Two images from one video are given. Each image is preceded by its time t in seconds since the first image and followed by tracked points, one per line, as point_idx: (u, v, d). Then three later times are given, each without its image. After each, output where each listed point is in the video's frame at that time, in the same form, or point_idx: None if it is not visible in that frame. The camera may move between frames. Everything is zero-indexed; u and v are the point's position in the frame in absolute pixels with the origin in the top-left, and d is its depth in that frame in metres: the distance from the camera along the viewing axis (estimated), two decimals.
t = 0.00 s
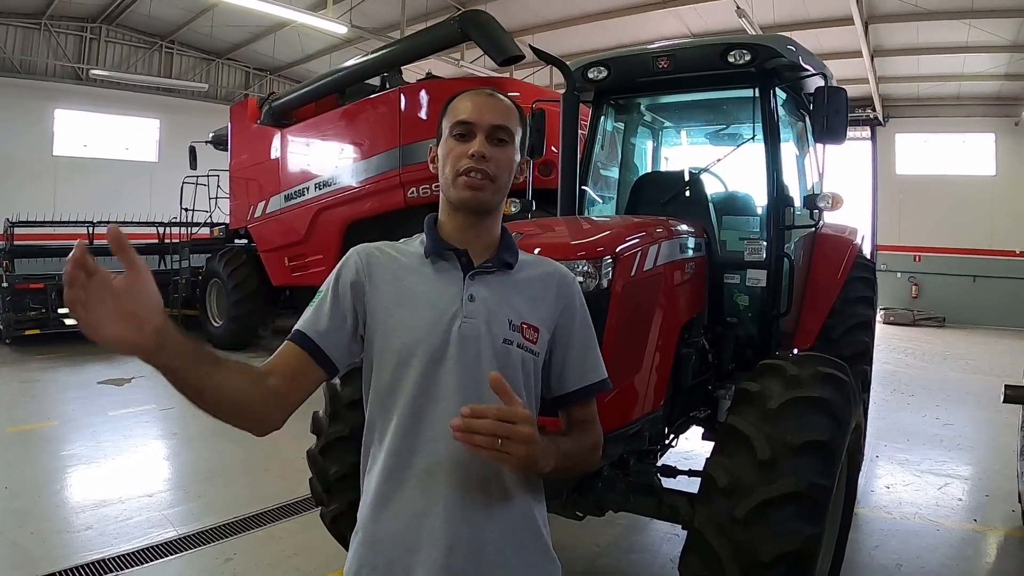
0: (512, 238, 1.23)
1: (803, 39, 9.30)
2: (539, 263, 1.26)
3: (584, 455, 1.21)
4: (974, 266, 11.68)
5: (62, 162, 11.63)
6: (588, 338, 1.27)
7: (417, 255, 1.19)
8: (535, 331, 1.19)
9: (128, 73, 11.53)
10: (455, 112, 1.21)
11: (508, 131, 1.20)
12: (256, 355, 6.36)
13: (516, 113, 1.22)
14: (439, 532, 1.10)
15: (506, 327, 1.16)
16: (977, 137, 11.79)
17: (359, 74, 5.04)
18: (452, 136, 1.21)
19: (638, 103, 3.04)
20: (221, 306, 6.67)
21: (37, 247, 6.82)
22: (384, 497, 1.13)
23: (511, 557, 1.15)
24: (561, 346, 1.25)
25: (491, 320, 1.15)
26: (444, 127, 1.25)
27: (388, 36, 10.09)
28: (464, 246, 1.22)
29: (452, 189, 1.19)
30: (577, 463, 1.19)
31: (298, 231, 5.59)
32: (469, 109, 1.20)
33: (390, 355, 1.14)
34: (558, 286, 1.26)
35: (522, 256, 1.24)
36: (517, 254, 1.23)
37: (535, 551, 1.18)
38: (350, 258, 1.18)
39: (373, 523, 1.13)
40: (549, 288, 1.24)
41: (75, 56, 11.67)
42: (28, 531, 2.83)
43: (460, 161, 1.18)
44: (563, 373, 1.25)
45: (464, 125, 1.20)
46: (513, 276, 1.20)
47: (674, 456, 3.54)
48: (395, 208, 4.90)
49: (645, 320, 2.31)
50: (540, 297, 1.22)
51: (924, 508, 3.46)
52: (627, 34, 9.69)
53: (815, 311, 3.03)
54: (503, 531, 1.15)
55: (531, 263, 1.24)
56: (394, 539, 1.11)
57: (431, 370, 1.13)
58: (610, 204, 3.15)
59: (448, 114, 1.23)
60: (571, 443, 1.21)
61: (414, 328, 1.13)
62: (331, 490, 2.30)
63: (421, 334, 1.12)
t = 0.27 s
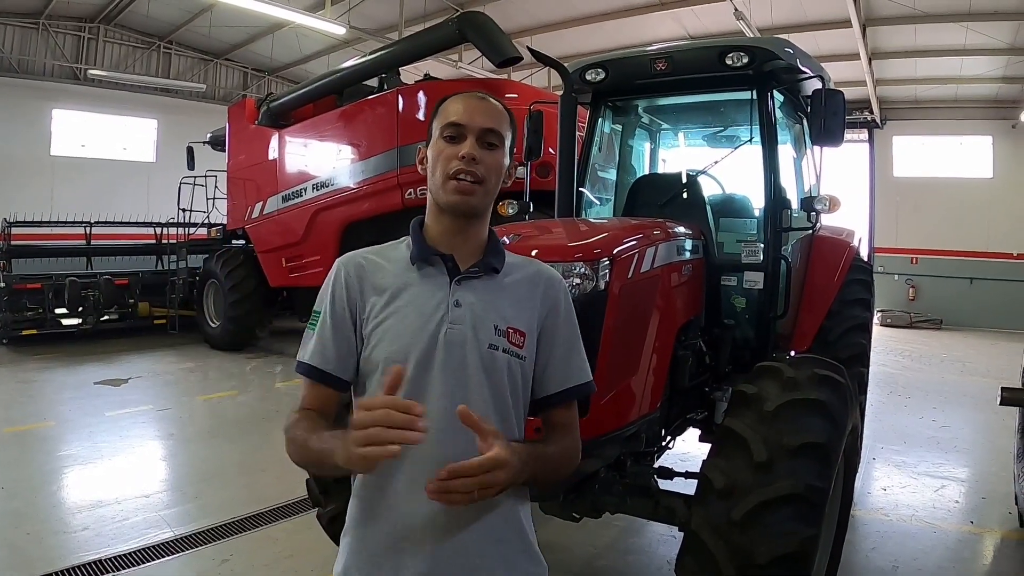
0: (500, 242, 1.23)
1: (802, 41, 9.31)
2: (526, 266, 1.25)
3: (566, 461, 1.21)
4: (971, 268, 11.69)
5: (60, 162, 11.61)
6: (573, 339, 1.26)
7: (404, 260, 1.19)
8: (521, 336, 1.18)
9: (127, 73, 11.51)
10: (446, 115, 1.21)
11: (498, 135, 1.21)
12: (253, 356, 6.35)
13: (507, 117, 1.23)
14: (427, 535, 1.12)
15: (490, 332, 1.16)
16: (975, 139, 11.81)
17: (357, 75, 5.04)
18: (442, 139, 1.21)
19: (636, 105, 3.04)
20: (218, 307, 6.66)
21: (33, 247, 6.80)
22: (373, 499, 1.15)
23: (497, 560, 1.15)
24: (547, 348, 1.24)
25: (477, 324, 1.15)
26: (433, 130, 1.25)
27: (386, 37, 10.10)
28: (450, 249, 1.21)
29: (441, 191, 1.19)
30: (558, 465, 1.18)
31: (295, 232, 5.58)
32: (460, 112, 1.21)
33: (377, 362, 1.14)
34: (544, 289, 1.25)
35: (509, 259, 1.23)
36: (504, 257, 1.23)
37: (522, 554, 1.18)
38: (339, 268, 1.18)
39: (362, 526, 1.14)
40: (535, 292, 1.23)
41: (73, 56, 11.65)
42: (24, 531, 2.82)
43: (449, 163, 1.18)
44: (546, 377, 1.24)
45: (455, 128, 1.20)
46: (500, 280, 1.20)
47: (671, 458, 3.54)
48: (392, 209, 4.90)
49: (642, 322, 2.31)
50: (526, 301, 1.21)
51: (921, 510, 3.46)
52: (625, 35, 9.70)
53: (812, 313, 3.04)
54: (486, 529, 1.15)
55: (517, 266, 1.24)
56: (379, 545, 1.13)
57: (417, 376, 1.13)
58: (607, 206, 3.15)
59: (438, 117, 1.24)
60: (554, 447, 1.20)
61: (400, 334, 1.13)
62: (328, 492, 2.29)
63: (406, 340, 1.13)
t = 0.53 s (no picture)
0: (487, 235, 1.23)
1: (797, 41, 9.32)
2: (513, 259, 1.25)
3: (542, 454, 1.19)
4: (967, 267, 11.72)
5: (56, 163, 11.60)
6: (557, 333, 1.26)
7: (392, 257, 1.18)
8: (509, 333, 1.19)
9: (123, 74, 11.50)
10: (431, 107, 1.21)
11: (484, 124, 1.21)
12: (250, 357, 6.35)
13: (492, 107, 1.23)
14: (417, 530, 1.13)
15: (479, 330, 1.16)
16: (970, 139, 11.84)
17: (353, 75, 5.04)
18: (428, 131, 1.21)
19: (631, 105, 3.05)
20: (215, 307, 6.66)
21: (30, 248, 6.79)
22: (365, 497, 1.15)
23: (488, 554, 1.16)
24: (533, 342, 1.25)
25: (465, 324, 1.15)
26: (418, 123, 1.25)
27: (382, 37, 10.10)
28: (439, 242, 1.21)
29: (428, 184, 1.19)
30: (543, 460, 1.19)
31: (292, 233, 5.58)
32: (444, 104, 1.20)
33: (368, 361, 1.14)
34: (530, 283, 1.25)
35: (497, 253, 1.23)
36: (492, 252, 1.23)
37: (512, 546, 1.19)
38: (326, 264, 1.17)
39: (355, 522, 1.15)
40: (521, 287, 1.23)
41: (69, 57, 11.64)
42: (21, 533, 2.82)
43: (436, 156, 1.18)
44: (528, 371, 1.24)
45: (440, 120, 1.20)
46: (487, 277, 1.20)
47: (668, 458, 3.55)
48: (389, 209, 4.90)
49: (638, 322, 2.31)
50: (513, 297, 1.21)
51: (917, 509, 3.47)
52: (621, 36, 9.71)
53: (807, 312, 3.04)
54: (475, 523, 1.15)
55: (503, 260, 1.24)
56: (372, 538, 1.14)
57: (409, 376, 1.13)
58: (603, 206, 3.15)
59: (422, 110, 1.23)
60: (537, 438, 1.21)
61: (391, 334, 1.13)
62: (324, 493, 2.29)
63: (396, 339, 1.13)
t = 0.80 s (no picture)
0: (494, 232, 1.25)
1: (800, 41, 9.31)
2: (515, 254, 1.28)
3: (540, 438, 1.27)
4: (969, 268, 11.70)
5: (58, 160, 11.61)
6: (555, 324, 1.32)
7: (404, 254, 1.16)
8: (517, 328, 1.23)
9: (125, 71, 11.50)
10: (442, 102, 1.19)
11: (496, 122, 1.21)
12: (252, 355, 6.35)
13: (502, 103, 1.23)
14: (430, 517, 1.17)
15: (492, 329, 1.19)
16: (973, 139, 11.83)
17: (356, 73, 5.03)
18: (439, 127, 1.19)
19: (635, 104, 3.04)
20: (217, 305, 6.66)
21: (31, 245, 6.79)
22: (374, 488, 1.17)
23: (492, 533, 1.23)
24: (533, 334, 1.30)
25: (480, 324, 1.17)
26: (426, 116, 1.23)
27: (385, 35, 10.10)
28: (447, 238, 1.21)
29: (442, 181, 1.18)
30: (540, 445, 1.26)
31: (293, 231, 5.59)
32: (456, 99, 1.19)
33: (381, 359, 1.13)
34: (532, 278, 1.29)
35: (503, 249, 1.26)
36: (498, 248, 1.25)
37: (507, 522, 1.27)
38: (332, 257, 1.13)
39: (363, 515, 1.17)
40: (525, 283, 1.27)
41: (71, 54, 11.64)
42: (22, 530, 2.82)
43: (450, 154, 1.17)
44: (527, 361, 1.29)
45: (452, 117, 1.19)
46: (497, 273, 1.22)
47: (669, 457, 3.55)
48: (391, 207, 4.90)
49: (640, 321, 2.31)
50: (518, 293, 1.25)
51: (918, 509, 3.47)
52: (623, 35, 9.70)
53: (809, 312, 3.04)
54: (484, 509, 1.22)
55: (508, 256, 1.26)
56: (383, 527, 1.16)
57: (426, 375, 1.14)
58: (605, 205, 3.15)
59: (431, 103, 1.22)
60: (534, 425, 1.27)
61: (407, 333, 1.12)
62: (326, 490, 2.29)
63: (414, 339, 1.12)
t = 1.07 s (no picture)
0: (502, 228, 1.26)
1: (803, 36, 9.30)
2: (522, 247, 1.29)
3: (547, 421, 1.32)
4: (972, 264, 11.70)
5: (61, 159, 11.63)
6: (560, 313, 1.35)
7: (418, 251, 1.16)
8: (527, 319, 1.25)
9: (127, 69, 11.50)
10: (445, 102, 1.18)
11: (499, 119, 1.20)
12: (255, 353, 6.35)
13: (504, 99, 1.22)
14: (461, 510, 1.18)
15: (506, 321, 1.21)
16: (976, 135, 11.80)
17: (358, 71, 5.03)
18: (444, 128, 1.19)
19: (637, 100, 3.04)
20: (220, 303, 6.67)
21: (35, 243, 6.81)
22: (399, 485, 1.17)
23: (513, 517, 1.24)
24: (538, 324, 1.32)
25: (495, 317, 1.19)
26: (429, 115, 1.22)
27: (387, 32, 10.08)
28: (458, 236, 1.21)
29: (449, 182, 1.19)
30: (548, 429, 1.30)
31: (296, 228, 5.59)
32: (459, 99, 1.18)
33: (401, 356, 1.13)
34: (539, 270, 1.31)
35: (511, 242, 1.27)
36: (507, 241, 1.26)
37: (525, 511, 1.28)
38: (348, 257, 1.11)
39: (391, 513, 1.16)
40: (533, 275, 1.29)
41: (73, 52, 11.65)
42: (27, 527, 2.83)
43: (456, 155, 1.17)
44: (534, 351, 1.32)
45: (456, 116, 1.18)
46: (507, 266, 1.24)
47: (672, 453, 3.55)
48: (394, 204, 4.90)
49: (644, 317, 2.31)
50: (527, 285, 1.27)
51: (921, 505, 3.47)
52: (626, 31, 9.68)
53: (812, 308, 3.04)
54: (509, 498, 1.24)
55: (517, 249, 1.28)
56: (408, 523, 1.16)
57: (445, 370, 1.15)
58: (608, 201, 3.14)
59: (434, 103, 1.21)
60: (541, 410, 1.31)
61: (427, 329, 1.13)
62: (331, 487, 2.29)
63: (433, 335, 1.13)
